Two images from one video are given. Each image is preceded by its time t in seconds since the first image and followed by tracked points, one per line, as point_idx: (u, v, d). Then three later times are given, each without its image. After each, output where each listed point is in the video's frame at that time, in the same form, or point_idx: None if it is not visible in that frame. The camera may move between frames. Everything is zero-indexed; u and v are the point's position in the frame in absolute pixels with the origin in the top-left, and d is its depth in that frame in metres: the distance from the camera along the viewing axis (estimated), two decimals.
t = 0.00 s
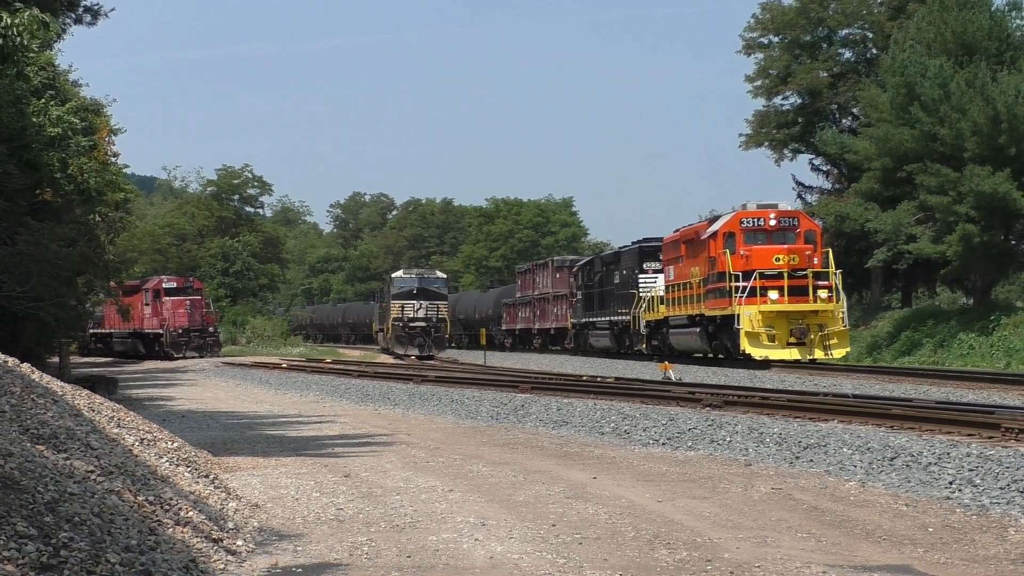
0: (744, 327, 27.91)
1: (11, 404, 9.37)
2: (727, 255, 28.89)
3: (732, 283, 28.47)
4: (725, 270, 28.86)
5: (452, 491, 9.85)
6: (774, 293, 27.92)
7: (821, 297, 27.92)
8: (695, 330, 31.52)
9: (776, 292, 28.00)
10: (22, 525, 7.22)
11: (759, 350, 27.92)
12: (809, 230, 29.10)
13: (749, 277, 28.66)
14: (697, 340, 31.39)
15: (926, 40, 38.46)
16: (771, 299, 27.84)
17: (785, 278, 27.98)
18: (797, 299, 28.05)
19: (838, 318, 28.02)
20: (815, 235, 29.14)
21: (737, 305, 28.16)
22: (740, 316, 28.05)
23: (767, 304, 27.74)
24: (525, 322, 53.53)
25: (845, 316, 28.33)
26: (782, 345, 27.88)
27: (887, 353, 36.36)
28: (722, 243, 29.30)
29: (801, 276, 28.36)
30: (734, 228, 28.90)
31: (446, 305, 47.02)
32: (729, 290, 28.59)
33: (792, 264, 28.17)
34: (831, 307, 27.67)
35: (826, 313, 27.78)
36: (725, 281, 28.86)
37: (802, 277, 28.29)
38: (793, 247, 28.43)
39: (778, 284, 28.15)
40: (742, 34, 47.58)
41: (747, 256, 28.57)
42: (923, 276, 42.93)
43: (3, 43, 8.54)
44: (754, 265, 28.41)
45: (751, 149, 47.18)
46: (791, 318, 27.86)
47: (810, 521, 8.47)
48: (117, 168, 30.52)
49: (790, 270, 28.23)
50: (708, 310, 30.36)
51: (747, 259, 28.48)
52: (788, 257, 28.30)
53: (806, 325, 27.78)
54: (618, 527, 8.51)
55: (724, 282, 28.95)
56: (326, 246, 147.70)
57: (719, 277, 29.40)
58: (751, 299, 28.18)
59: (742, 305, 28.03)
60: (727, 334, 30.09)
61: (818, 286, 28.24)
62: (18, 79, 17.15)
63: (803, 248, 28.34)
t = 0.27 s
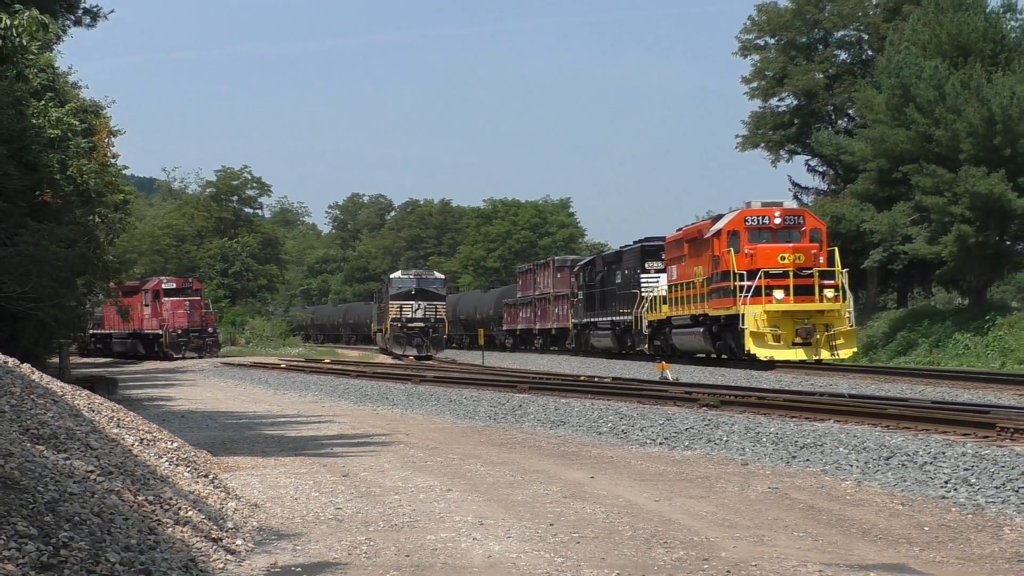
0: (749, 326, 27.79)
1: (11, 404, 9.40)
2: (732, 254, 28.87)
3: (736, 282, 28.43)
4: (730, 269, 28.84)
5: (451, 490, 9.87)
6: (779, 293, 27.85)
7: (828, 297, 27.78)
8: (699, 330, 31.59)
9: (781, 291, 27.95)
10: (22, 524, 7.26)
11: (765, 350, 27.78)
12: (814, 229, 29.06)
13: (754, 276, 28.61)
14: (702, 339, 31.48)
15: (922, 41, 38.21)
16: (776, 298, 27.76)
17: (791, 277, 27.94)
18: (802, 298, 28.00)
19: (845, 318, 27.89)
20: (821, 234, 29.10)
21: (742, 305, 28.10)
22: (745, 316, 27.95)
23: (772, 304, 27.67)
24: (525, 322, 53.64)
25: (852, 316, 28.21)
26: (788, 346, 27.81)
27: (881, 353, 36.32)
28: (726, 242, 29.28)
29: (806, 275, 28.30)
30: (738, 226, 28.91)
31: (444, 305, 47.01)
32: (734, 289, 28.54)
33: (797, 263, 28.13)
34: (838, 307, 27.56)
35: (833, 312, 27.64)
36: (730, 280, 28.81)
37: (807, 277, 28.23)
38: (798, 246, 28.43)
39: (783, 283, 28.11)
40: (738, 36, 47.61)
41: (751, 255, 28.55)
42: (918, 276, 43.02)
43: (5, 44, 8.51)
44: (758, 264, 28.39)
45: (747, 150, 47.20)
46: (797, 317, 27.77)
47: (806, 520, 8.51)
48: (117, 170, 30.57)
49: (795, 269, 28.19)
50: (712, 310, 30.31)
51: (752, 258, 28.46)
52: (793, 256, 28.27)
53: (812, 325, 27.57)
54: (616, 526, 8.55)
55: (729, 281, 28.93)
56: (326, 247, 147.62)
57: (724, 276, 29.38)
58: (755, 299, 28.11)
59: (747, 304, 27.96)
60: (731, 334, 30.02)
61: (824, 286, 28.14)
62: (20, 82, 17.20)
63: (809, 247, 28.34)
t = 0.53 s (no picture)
0: (746, 328, 28.10)
1: (29, 401, 9.74)
2: (729, 257, 29.26)
3: (733, 284, 28.80)
4: (726, 271, 29.21)
5: (450, 485, 10.22)
6: (776, 295, 28.20)
7: (823, 299, 28.08)
8: (697, 331, 31.92)
9: (777, 293, 28.30)
10: (40, 517, 7.60)
11: (762, 351, 28.04)
12: (810, 232, 29.53)
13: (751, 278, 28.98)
14: (700, 341, 31.81)
15: (904, 54, 38.76)
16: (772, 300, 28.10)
17: (787, 279, 28.30)
18: (798, 301, 28.34)
19: (840, 319, 27.99)
20: (816, 237, 29.52)
21: (739, 306, 28.45)
22: (742, 317, 28.26)
23: (769, 305, 28.01)
24: (526, 323, 54.01)
25: (848, 318, 28.42)
26: (784, 347, 28.02)
27: (865, 353, 36.80)
28: (723, 244, 29.68)
29: (802, 277, 28.66)
30: (735, 229, 29.33)
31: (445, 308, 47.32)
32: (731, 291, 28.88)
33: (793, 265, 28.51)
34: (833, 308, 27.73)
35: (828, 314, 27.83)
36: (727, 282, 29.18)
37: (804, 279, 28.57)
38: (795, 249, 28.82)
39: (780, 285, 28.47)
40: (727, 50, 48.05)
41: (748, 258, 28.94)
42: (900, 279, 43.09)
43: (24, 57, 9.02)
44: (755, 266, 28.78)
45: (736, 160, 47.53)
46: (793, 319, 28.01)
47: (792, 514, 8.87)
48: (130, 177, 31.14)
49: (792, 272, 28.55)
50: (709, 312, 30.65)
51: (749, 260, 28.84)
52: (790, 259, 28.66)
53: (808, 326, 27.86)
54: (609, 520, 8.90)
55: (726, 283, 29.29)
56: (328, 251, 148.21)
57: (720, 279, 29.74)
58: (752, 300, 28.47)
59: (744, 306, 28.29)
60: (729, 335, 30.34)
61: (820, 288, 28.45)
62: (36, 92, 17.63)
63: (805, 250, 28.73)
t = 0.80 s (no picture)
0: (740, 328, 28.45)
1: (46, 397, 10.12)
2: (724, 258, 29.62)
3: (728, 285, 29.15)
4: (721, 273, 29.56)
5: (449, 479, 10.60)
6: (770, 296, 28.55)
7: (816, 301, 28.55)
8: (692, 331, 32.28)
9: (772, 294, 28.66)
10: (56, 509, 7.97)
11: (757, 351, 28.45)
12: (804, 234, 29.83)
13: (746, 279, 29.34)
14: (695, 341, 32.17)
15: (884, 66, 39.30)
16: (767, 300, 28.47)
17: (781, 281, 28.64)
18: (792, 302, 28.69)
19: (833, 320, 28.57)
20: (810, 239, 29.87)
21: (734, 307, 28.80)
22: (736, 317, 28.62)
23: (763, 306, 28.37)
24: (525, 324, 54.40)
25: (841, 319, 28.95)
26: (778, 347, 28.47)
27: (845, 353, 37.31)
28: (719, 246, 30.06)
29: (796, 279, 29.02)
30: (730, 231, 29.69)
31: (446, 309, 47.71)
32: (726, 292, 29.24)
33: (787, 267, 28.86)
34: (827, 310, 28.31)
35: (822, 315, 28.37)
36: (722, 283, 29.53)
37: (798, 280, 28.93)
38: (788, 251, 29.20)
39: (774, 286, 28.81)
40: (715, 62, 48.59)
41: (743, 259, 29.30)
42: (882, 282, 43.22)
43: (42, 68, 9.62)
44: (750, 267, 29.12)
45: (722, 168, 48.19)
46: (788, 320, 28.50)
47: (777, 507, 9.26)
48: (143, 183, 31.89)
49: (786, 273, 28.90)
50: (705, 313, 31.00)
51: (744, 262, 29.20)
52: (784, 260, 29.02)
53: (802, 327, 28.30)
54: (601, 512, 9.29)
55: (721, 284, 29.64)
56: (330, 253, 148.96)
57: (715, 280, 30.10)
58: (747, 301, 28.82)
59: (739, 306, 28.64)
60: (723, 335, 30.73)
61: (813, 289, 28.86)
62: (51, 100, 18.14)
63: (799, 252, 29.11)
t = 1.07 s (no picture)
0: (731, 325, 28.89)
1: (60, 392, 10.54)
2: (715, 257, 30.08)
3: (720, 283, 29.64)
4: (713, 271, 30.04)
5: (444, 470, 11.04)
6: (761, 293, 29.03)
7: (805, 297, 28.90)
8: (684, 328, 32.74)
9: (762, 292, 29.11)
10: (69, 498, 8.39)
11: (747, 348, 28.85)
12: (792, 234, 30.29)
13: (736, 278, 29.81)
14: (686, 338, 32.62)
15: (861, 76, 42.02)
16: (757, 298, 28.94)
17: (772, 279, 29.09)
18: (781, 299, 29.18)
19: (823, 316, 28.81)
20: (799, 238, 30.35)
21: (725, 305, 29.26)
22: (727, 315, 29.05)
23: (754, 304, 28.81)
24: (521, 322, 54.92)
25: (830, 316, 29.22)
26: (768, 343, 28.81)
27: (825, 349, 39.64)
28: (710, 245, 30.48)
29: (786, 277, 29.52)
30: (721, 231, 30.10)
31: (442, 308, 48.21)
32: (717, 291, 29.73)
33: (777, 265, 29.41)
34: (816, 307, 28.56)
35: (810, 312, 28.63)
36: (713, 281, 30.00)
37: (788, 278, 29.43)
38: (778, 250, 29.63)
39: (765, 284, 29.26)
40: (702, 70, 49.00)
41: (733, 258, 29.75)
42: (858, 282, 43.51)
43: (54, 77, 10.20)
44: (741, 266, 29.62)
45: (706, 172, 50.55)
46: (777, 317, 28.84)
47: (758, 496, 9.72)
48: (151, 187, 32.82)
49: (776, 271, 29.45)
50: (696, 310, 31.47)
51: (734, 261, 29.67)
52: (774, 259, 29.53)
53: (791, 324, 28.61)
54: (590, 501, 9.75)
55: (712, 283, 30.12)
56: (329, 254, 149.87)
57: (707, 278, 30.58)
58: (738, 299, 29.29)
59: (730, 304, 29.10)
60: (714, 332, 31.18)
61: (802, 287, 29.31)
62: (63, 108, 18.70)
63: (788, 251, 29.56)
